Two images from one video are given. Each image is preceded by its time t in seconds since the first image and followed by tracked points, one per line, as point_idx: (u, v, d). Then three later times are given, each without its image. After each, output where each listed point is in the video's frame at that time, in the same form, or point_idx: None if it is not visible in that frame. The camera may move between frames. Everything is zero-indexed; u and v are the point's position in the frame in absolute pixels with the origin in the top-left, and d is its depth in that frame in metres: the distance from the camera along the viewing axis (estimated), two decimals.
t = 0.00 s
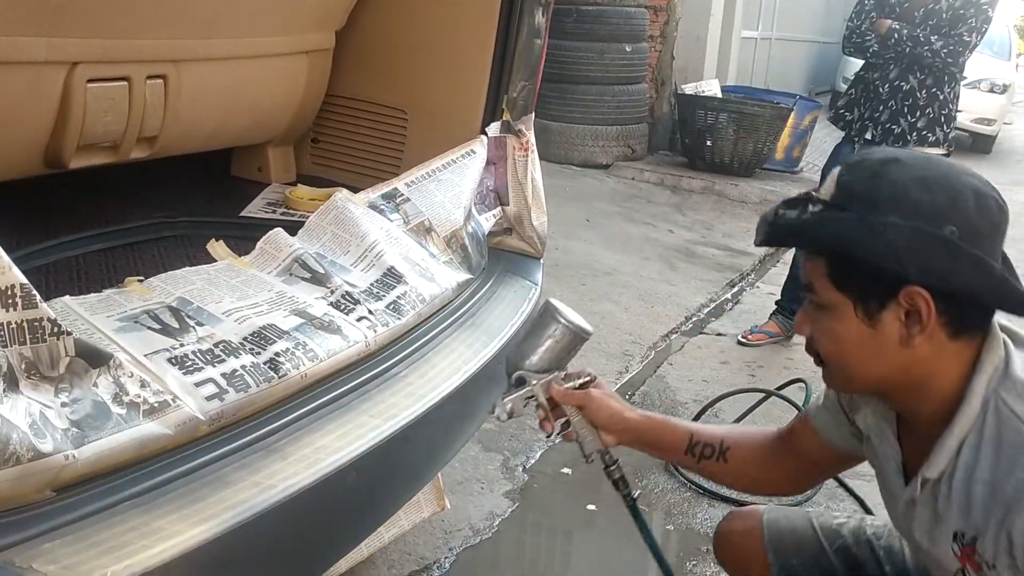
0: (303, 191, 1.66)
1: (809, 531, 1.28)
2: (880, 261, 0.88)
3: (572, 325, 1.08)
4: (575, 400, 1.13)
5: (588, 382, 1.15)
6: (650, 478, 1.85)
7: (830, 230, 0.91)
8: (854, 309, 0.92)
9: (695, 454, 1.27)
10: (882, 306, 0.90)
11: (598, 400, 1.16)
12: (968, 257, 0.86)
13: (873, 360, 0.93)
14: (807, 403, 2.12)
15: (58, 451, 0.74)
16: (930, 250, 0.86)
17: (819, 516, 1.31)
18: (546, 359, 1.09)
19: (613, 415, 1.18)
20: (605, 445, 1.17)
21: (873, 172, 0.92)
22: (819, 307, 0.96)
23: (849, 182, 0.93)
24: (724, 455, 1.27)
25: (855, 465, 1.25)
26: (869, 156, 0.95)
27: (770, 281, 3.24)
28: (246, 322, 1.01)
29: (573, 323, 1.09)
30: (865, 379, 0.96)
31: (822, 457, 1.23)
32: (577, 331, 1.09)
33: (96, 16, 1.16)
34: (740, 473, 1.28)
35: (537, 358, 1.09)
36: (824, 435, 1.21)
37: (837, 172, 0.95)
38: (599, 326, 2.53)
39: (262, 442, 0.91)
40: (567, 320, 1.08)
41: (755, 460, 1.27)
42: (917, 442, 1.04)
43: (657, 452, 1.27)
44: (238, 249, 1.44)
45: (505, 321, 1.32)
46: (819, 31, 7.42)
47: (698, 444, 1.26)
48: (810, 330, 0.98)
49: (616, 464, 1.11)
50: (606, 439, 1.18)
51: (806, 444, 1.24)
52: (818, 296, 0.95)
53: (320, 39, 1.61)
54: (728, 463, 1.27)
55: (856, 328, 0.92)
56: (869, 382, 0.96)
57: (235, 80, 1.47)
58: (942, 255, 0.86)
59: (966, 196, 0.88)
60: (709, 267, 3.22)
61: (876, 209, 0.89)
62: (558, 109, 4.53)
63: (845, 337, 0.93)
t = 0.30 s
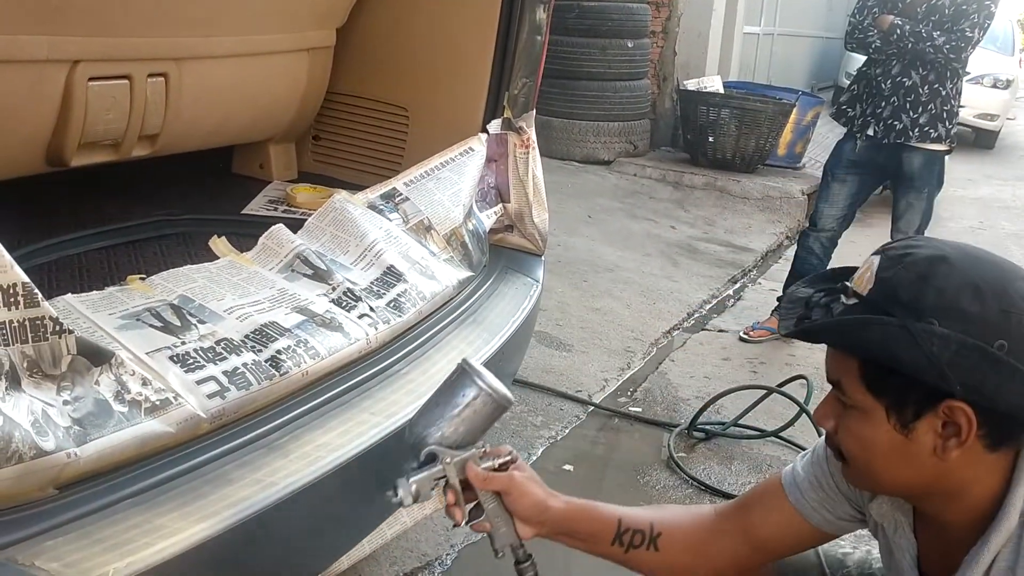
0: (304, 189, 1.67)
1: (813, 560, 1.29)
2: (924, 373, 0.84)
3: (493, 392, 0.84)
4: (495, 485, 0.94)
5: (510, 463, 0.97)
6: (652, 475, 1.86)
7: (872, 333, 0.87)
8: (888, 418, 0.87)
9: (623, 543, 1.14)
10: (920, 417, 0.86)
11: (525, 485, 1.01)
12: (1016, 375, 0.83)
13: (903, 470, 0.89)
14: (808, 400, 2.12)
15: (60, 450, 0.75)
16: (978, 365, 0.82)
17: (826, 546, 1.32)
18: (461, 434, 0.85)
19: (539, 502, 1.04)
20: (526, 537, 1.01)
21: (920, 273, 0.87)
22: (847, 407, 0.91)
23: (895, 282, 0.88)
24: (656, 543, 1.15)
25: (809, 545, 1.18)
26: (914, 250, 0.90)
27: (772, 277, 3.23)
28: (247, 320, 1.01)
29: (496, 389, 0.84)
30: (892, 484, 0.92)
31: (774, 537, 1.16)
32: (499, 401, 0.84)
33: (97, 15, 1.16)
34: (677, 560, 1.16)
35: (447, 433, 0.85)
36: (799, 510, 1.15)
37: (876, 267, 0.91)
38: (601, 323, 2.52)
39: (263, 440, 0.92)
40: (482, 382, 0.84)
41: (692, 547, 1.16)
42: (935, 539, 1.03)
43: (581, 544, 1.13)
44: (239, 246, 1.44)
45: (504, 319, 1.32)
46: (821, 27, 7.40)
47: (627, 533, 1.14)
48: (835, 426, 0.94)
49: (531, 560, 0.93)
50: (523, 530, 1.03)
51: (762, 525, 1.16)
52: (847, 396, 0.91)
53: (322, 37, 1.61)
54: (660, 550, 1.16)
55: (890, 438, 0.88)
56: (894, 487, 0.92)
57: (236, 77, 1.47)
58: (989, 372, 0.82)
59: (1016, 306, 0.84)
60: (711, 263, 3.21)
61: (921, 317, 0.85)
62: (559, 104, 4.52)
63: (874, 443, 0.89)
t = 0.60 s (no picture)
0: (311, 187, 1.68)
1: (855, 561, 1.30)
2: (917, 372, 0.86)
3: (502, 420, 0.93)
4: (516, 509, 0.99)
5: (525, 485, 1.01)
6: (656, 472, 1.86)
7: (870, 333, 0.89)
8: (887, 413, 0.89)
9: (637, 544, 1.15)
10: (916, 413, 0.87)
11: (541, 509, 1.03)
12: (1012, 377, 0.83)
13: (903, 464, 0.91)
14: (814, 398, 2.12)
15: (69, 446, 0.75)
16: (971, 367, 0.83)
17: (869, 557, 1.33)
18: (476, 460, 0.92)
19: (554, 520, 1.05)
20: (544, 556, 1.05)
21: (919, 276, 0.88)
22: (851, 402, 0.94)
23: (894, 284, 0.89)
24: (671, 541, 1.16)
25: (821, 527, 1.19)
26: (917, 254, 0.91)
27: (777, 276, 3.23)
28: (254, 317, 1.02)
29: (503, 415, 0.93)
30: (894, 478, 0.94)
31: (789, 524, 1.17)
32: (508, 426, 0.93)
33: (102, 15, 1.16)
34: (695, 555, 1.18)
35: (462, 459, 0.92)
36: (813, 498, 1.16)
37: (880, 271, 0.92)
38: (605, 321, 2.53)
39: (270, 436, 0.92)
40: (489, 410, 0.92)
41: (710, 542, 1.17)
42: (946, 537, 1.03)
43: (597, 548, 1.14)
44: (245, 244, 1.44)
45: (510, 317, 1.33)
46: (825, 25, 7.39)
47: (641, 535, 1.14)
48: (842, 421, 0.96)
49: None
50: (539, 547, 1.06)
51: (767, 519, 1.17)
52: (851, 392, 0.93)
53: (326, 36, 1.61)
54: (673, 548, 1.17)
55: (888, 432, 0.90)
56: (897, 481, 0.94)
57: (241, 76, 1.48)
58: (980, 375, 0.83)
59: (1012, 309, 0.84)
60: (716, 262, 3.21)
61: (918, 318, 0.86)
62: (564, 103, 4.53)
63: (875, 437, 0.91)
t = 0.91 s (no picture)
0: (309, 185, 1.68)
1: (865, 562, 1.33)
2: (921, 365, 0.94)
3: (593, 400, 1.12)
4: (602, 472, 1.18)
5: (612, 454, 1.20)
6: (657, 470, 1.86)
7: (877, 334, 0.97)
8: (891, 405, 0.98)
9: (713, 507, 1.31)
10: (919, 404, 0.96)
11: (623, 471, 1.22)
12: (1002, 367, 0.92)
13: (905, 451, 1.00)
14: (814, 396, 2.11)
15: (67, 444, 0.75)
16: (969, 359, 0.92)
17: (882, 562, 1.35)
18: (569, 430, 1.13)
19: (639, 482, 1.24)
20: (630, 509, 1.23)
21: (917, 281, 0.97)
22: (856, 396, 1.02)
23: (895, 290, 0.98)
24: (743, 507, 1.32)
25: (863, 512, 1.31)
26: (912, 263, 1.01)
27: (778, 274, 3.23)
28: (252, 316, 1.02)
29: (595, 396, 1.12)
30: (893, 464, 1.02)
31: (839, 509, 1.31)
32: (597, 405, 1.12)
33: (102, 14, 1.17)
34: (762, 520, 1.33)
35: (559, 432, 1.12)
36: (847, 490, 1.28)
37: (880, 278, 1.02)
38: (606, 319, 2.52)
39: (268, 435, 0.92)
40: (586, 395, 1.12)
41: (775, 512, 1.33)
42: (939, 524, 1.11)
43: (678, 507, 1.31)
44: (245, 243, 1.45)
45: (509, 315, 1.33)
46: (826, 22, 7.37)
47: (717, 500, 1.31)
48: (845, 418, 1.04)
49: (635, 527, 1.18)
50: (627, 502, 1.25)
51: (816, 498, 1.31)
52: (856, 388, 1.02)
53: (325, 34, 1.61)
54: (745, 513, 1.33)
55: (893, 422, 0.98)
56: (895, 467, 1.03)
57: (241, 74, 1.48)
58: (979, 365, 0.92)
59: (1000, 309, 0.94)
60: (717, 260, 3.21)
61: (918, 319, 0.95)
62: (565, 102, 4.53)
63: (880, 429, 1.00)
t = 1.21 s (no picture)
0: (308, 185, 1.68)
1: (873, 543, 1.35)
2: (936, 324, 1.00)
3: (616, 403, 1.18)
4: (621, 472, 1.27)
5: (633, 455, 1.29)
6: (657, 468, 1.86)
7: (895, 299, 1.02)
8: (906, 365, 1.02)
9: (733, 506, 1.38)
10: (931, 361, 1.01)
11: (642, 473, 1.31)
12: (1007, 323, 0.99)
13: (916, 409, 1.04)
14: (813, 395, 2.10)
15: (65, 447, 0.75)
16: (978, 317, 0.99)
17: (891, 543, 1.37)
18: (596, 435, 1.19)
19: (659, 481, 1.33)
20: (653, 506, 1.32)
21: (923, 252, 1.04)
22: (868, 360, 1.06)
23: (905, 261, 1.05)
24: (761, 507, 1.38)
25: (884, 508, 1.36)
26: (916, 238, 1.08)
27: (778, 271, 3.22)
28: (251, 317, 1.02)
29: (620, 402, 1.19)
30: (904, 423, 1.06)
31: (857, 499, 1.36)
32: (620, 408, 1.19)
33: (100, 17, 1.17)
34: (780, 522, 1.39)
35: (589, 433, 1.19)
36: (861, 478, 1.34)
37: (888, 252, 1.08)
38: (607, 318, 2.52)
39: (268, 437, 0.92)
40: (610, 397, 1.19)
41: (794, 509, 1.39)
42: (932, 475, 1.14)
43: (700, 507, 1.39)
44: (243, 244, 1.45)
45: (509, 315, 1.33)
46: (825, 20, 7.36)
47: (736, 499, 1.38)
48: (855, 382, 1.08)
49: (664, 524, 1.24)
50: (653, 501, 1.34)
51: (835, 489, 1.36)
52: (869, 352, 1.05)
53: (323, 35, 1.62)
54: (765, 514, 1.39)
55: (906, 380, 1.03)
56: (905, 426, 1.07)
57: (239, 76, 1.48)
58: (987, 322, 0.99)
59: (999, 274, 1.02)
60: (717, 258, 3.21)
61: (930, 284, 1.02)
62: (565, 101, 4.52)
63: (894, 389, 1.04)
